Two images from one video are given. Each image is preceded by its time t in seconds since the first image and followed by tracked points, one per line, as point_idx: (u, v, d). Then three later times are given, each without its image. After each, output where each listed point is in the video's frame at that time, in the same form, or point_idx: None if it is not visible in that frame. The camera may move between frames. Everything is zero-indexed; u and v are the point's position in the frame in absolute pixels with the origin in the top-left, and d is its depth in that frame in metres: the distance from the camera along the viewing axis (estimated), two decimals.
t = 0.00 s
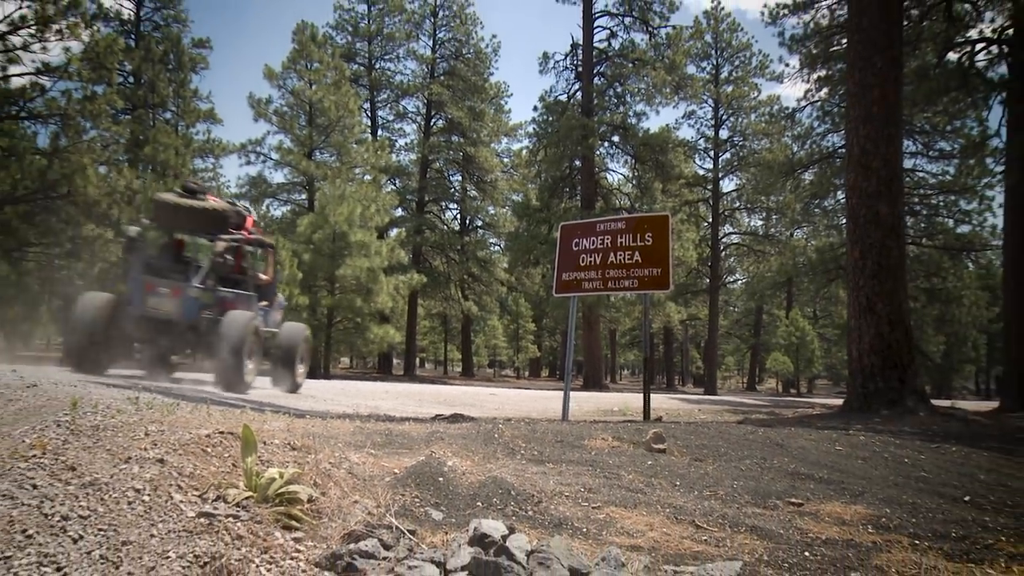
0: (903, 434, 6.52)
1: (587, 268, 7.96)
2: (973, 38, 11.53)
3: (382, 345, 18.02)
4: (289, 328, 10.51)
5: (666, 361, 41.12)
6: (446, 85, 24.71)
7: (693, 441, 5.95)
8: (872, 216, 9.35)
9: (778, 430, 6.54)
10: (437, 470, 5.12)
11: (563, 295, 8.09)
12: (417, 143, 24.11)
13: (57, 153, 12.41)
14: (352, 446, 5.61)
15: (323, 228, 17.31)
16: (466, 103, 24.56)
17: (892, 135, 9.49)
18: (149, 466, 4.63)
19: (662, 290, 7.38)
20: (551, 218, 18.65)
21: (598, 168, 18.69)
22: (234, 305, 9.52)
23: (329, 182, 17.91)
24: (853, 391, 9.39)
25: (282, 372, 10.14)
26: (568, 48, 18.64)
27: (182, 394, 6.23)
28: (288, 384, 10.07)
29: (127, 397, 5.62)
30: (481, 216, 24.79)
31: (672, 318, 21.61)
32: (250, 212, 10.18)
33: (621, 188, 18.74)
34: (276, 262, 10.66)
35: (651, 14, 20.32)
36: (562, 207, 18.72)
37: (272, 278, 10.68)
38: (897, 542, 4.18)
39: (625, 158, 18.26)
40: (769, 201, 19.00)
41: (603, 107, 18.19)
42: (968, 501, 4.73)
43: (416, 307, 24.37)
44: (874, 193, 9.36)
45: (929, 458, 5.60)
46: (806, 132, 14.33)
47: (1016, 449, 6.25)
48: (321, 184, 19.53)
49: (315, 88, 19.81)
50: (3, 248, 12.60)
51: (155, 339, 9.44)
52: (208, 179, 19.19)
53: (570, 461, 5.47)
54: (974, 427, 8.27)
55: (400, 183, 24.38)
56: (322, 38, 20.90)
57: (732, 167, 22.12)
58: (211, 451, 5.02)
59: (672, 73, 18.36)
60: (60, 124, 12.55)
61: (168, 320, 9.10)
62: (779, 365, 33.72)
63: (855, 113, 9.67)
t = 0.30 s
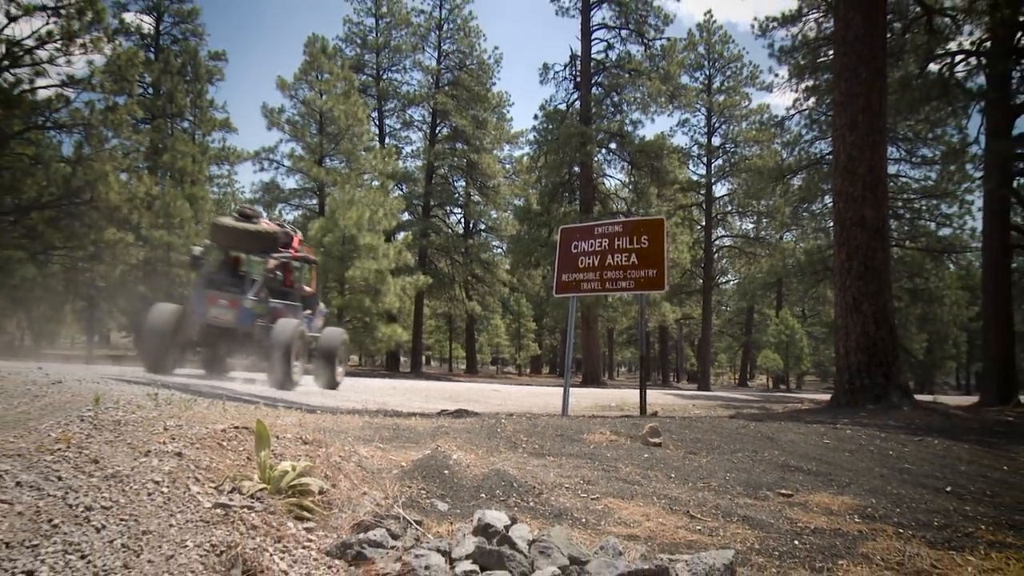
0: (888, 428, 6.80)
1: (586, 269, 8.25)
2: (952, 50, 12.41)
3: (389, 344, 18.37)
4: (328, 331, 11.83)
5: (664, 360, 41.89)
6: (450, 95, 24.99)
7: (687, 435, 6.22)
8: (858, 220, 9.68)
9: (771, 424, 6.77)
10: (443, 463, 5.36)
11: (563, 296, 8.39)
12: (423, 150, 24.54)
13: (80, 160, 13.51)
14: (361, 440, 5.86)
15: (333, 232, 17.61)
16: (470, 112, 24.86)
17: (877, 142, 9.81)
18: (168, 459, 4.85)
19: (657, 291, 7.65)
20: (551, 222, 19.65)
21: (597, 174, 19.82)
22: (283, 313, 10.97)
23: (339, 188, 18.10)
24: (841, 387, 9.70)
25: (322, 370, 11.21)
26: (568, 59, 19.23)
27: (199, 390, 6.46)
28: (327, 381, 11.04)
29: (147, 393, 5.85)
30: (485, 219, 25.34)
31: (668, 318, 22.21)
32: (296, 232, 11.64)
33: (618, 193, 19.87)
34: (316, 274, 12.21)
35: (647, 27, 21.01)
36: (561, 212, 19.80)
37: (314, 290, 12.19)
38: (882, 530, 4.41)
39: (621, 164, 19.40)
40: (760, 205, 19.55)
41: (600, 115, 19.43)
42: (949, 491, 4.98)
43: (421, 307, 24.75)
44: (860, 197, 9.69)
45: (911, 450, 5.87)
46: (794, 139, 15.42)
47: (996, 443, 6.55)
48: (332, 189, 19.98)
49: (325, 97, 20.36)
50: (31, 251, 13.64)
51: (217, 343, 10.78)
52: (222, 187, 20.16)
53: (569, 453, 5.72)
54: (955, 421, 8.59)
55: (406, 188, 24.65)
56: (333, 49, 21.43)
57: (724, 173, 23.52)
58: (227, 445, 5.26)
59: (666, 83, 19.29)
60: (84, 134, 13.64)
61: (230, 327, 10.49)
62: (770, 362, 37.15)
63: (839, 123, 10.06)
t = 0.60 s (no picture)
0: (873, 422, 7.04)
1: (585, 271, 8.65)
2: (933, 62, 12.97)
3: (396, 343, 18.74)
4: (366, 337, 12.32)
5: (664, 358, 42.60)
6: (454, 104, 25.79)
7: (683, 431, 6.48)
8: (846, 224, 9.96)
9: (764, 419, 6.99)
10: (448, 457, 5.60)
11: (563, 297, 8.78)
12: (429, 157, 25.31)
13: (101, 168, 14.17)
14: (369, 435, 6.10)
15: (342, 236, 17.88)
16: (473, 121, 25.72)
17: (863, 149, 10.09)
18: (186, 454, 5.07)
19: (653, 292, 8.03)
20: (552, 226, 20.41)
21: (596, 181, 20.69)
22: (324, 320, 11.48)
23: (348, 194, 18.35)
24: (829, 382, 10.00)
25: (357, 369, 11.78)
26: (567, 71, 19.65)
27: (216, 387, 6.69)
28: (363, 381, 11.56)
29: (167, 390, 6.09)
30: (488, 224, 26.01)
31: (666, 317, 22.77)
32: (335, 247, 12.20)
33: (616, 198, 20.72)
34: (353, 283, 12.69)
35: (643, 39, 21.62)
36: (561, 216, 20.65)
37: (351, 298, 12.65)
38: (868, 521, 4.62)
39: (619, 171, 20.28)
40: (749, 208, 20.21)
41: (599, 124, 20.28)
42: (932, 483, 5.20)
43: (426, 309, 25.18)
44: (846, 202, 9.94)
45: (896, 443, 6.11)
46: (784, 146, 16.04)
47: (976, 436, 6.81)
48: (342, 195, 20.49)
49: (335, 107, 20.71)
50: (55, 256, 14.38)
51: (265, 347, 11.44)
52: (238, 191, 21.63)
53: (569, 447, 5.99)
54: (937, 415, 8.87)
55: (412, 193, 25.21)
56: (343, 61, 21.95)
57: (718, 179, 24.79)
58: (242, 440, 5.49)
59: (662, 93, 19.82)
60: (106, 143, 14.33)
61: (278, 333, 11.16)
62: (762, 359, 38.21)
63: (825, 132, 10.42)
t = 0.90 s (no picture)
0: (861, 417, 7.30)
1: (585, 273, 9.01)
2: (916, 74, 13.64)
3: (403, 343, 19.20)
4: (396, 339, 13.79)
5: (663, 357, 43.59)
6: (460, 113, 26.63)
7: (679, 426, 6.76)
8: (833, 227, 10.40)
9: (758, 415, 7.23)
10: (455, 451, 5.87)
11: (563, 298, 9.14)
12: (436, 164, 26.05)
13: (126, 175, 14.81)
14: (378, 430, 6.36)
15: (352, 240, 18.26)
16: (478, 129, 26.40)
17: (850, 156, 10.54)
18: (205, 447, 5.33)
19: (651, 293, 8.37)
20: (552, 230, 21.78)
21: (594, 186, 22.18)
22: (362, 325, 12.90)
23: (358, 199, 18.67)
24: (818, 379, 10.41)
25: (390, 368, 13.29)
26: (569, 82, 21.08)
27: (232, 383, 6.92)
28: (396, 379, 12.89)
29: (186, 387, 6.35)
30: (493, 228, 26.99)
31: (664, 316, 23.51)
32: (370, 260, 13.55)
33: (614, 204, 22.13)
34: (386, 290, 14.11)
35: (641, 52, 22.83)
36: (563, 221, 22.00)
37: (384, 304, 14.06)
38: (855, 511, 4.86)
39: (618, 177, 21.65)
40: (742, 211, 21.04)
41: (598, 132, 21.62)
42: (916, 475, 5.44)
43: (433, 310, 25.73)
44: (834, 207, 10.40)
45: (882, 438, 6.37)
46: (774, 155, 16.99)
47: (957, 430, 7.07)
48: (353, 201, 21.24)
49: (347, 117, 21.76)
50: (81, 259, 14.69)
51: (309, 349, 12.85)
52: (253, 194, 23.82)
53: (569, 441, 6.29)
54: (921, 410, 9.22)
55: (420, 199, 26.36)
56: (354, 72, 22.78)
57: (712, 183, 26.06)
58: (257, 435, 5.77)
59: (659, 103, 21.46)
60: (129, 151, 14.90)
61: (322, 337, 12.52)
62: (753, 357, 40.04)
63: (815, 140, 10.90)
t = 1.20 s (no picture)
0: (849, 413, 7.55)
1: (586, 276, 9.31)
2: (901, 85, 14.23)
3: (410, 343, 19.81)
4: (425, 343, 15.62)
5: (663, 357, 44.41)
6: (466, 123, 28.40)
7: (678, 421, 7.02)
8: (823, 231, 11.01)
9: (752, 411, 7.49)
10: (461, 447, 6.12)
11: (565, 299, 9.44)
12: (442, 171, 27.67)
13: (147, 183, 15.21)
14: (388, 426, 6.62)
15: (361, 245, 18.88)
16: (483, 139, 28.26)
17: (839, 163, 11.11)
18: (223, 442, 5.57)
19: (649, 293, 8.66)
20: (555, 234, 22.80)
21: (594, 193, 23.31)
22: (394, 332, 14.77)
23: (367, 206, 20.16)
24: (809, 376, 11.02)
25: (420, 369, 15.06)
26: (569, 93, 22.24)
27: (247, 382, 7.18)
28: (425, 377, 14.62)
29: (203, 385, 6.63)
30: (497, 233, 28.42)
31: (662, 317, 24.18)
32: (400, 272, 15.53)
33: (613, 209, 23.17)
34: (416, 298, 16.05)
35: (638, 63, 23.74)
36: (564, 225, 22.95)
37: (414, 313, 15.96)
38: (844, 502, 5.10)
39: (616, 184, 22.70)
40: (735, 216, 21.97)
41: (598, 140, 22.65)
42: (902, 467, 5.70)
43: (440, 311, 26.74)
44: (824, 212, 11.02)
45: (870, 433, 6.64)
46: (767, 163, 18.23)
47: (940, 424, 7.29)
48: (361, 207, 21.90)
49: (357, 126, 22.34)
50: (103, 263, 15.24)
51: (349, 353, 14.70)
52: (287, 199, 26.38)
53: (571, 436, 6.56)
54: (909, 405, 9.58)
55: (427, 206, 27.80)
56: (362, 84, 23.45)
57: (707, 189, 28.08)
58: (272, 431, 6.02)
59: (655, 112, 22.34)
60: (149, 161, 15.16)
61: (359, 341, 14.34)
62: (747, 355, 41.04)
63: (806, 148, 11.40)
